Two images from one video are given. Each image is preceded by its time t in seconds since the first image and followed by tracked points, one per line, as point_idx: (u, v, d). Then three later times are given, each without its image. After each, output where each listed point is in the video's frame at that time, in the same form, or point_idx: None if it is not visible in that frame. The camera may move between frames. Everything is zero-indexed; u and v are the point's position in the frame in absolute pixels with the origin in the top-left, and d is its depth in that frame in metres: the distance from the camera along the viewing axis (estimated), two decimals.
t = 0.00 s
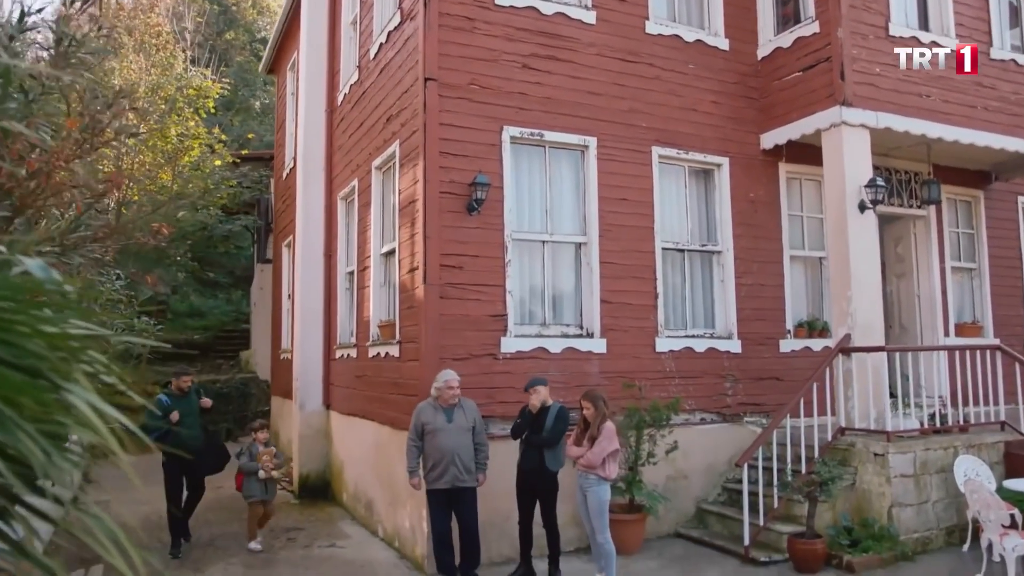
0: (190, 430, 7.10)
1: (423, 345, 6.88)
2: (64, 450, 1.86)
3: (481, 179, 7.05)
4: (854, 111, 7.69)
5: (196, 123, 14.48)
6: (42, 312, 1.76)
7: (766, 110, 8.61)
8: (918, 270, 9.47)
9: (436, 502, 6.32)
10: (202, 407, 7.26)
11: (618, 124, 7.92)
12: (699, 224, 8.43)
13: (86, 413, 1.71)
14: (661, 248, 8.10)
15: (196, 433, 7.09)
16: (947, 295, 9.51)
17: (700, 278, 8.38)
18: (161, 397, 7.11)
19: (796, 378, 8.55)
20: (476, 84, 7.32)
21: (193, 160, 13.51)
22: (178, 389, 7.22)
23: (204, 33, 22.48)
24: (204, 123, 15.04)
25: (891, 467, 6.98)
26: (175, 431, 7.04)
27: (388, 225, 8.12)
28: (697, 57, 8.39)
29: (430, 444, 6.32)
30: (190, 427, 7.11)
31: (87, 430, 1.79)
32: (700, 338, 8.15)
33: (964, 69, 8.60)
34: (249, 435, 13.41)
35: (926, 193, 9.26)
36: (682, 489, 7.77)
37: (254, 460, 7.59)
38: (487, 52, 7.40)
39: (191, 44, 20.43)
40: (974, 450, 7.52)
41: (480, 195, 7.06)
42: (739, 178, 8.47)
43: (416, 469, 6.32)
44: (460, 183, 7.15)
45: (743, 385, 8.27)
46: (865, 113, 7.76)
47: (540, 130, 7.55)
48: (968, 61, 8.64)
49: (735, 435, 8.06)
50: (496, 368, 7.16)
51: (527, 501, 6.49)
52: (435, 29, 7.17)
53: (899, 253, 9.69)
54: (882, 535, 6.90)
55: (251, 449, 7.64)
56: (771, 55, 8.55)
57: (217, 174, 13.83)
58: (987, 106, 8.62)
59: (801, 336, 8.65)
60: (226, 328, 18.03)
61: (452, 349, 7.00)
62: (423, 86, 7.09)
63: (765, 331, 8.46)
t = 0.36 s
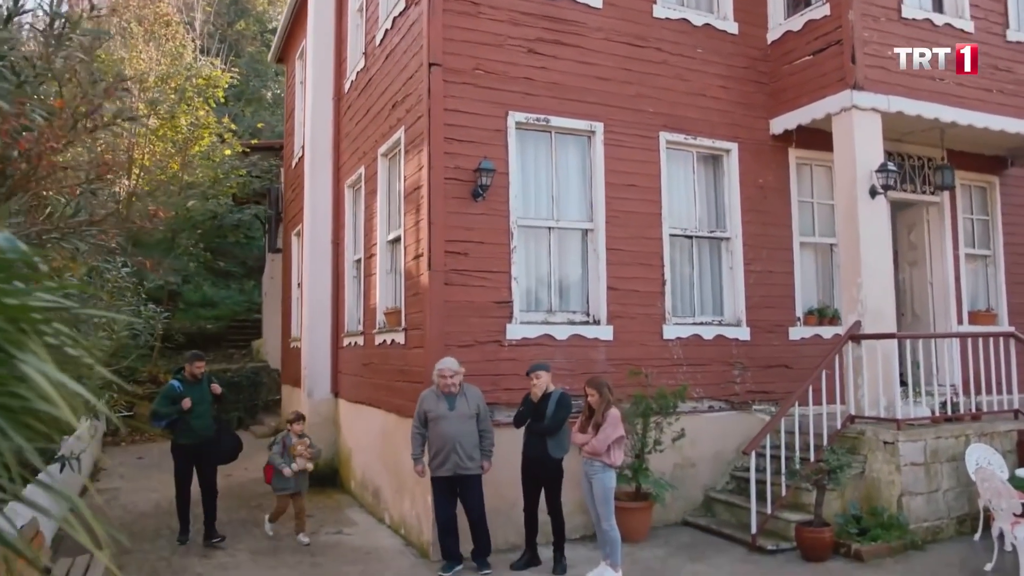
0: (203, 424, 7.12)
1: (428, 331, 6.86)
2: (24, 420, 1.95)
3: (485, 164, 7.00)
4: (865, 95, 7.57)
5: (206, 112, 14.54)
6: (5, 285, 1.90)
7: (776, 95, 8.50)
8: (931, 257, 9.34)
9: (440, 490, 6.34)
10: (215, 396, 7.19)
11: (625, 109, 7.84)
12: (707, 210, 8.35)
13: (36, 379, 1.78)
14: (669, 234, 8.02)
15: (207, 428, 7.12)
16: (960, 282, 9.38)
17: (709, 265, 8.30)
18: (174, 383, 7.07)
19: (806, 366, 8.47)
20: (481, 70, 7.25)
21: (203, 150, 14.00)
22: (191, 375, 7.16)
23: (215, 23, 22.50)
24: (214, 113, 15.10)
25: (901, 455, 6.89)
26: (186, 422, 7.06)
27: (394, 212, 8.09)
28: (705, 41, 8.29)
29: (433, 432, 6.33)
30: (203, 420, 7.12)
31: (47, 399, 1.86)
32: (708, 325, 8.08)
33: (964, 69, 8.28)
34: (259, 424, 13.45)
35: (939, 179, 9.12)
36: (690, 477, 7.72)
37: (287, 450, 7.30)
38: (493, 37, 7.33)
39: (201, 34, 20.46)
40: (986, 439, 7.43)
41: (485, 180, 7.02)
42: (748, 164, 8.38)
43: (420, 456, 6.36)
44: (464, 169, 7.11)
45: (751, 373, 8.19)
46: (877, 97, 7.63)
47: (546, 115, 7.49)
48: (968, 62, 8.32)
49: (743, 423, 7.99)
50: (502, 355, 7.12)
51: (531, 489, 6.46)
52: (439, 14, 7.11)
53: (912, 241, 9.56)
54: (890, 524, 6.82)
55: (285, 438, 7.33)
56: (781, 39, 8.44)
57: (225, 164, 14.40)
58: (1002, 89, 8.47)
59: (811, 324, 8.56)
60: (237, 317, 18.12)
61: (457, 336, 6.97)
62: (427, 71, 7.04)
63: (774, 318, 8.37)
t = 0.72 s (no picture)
0: (219, 413, 6.98)
1: (431, 318, 6.83)
2: None
3: (489, 150, 6.94)
4: (875, 78, 7.45)
5: (215, 101, 14.58)
6: None
7: (785, 79, 8.39)
8: (943, 244, 9.21)
9: (447, 475, 6.36)
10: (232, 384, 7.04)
11: (631, 95, 7.77)
12: (715, 197, 8.27)
13: None
14: (676, 221, 7.95)
15: (223, 417, 6.97)
16: (973, 270, 9.26)
17: (716, 252, 8.23)
18: (191, 370, 6.91)
19: (815, 353, 8.39)
20: (485, 55, 7.20)
21: (212, 139, 14.22)
22: (209, 362, 6.99)
23: (225, 14, 22.51)
24: (222, 102, 15.13)
25: (910, 443, 6.81)
26: (202, 410, 6.91)
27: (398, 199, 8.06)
28: (713, 25, 8.19)
29: (441, 418, 6.35)
30: (220, 409, 6.97)
31: None
32: (716, 313, 8.01)
33: (964, 69, 8.02)
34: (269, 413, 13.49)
35: (951, 164, 8.99)
36: (697, 465, 7.67)
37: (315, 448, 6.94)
38: (497, 22, 7.28)
39: (211, 24, 20.49)
40: (997, 427, 7.34)
41: (489, 166, 6.96)
42: (756, 150, 8.28)
43: (430, 441, 6.41)
44: (468, 155, 7.06)
45: (759, 361, 8.12)
46: (887, 81, 7.52)
47: (551, 100, 7.42)
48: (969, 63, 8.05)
49: (751, 411, 7.93)
50: (506, 342, 7.09)
51: (534, 477, 6.43)
52: None
53: (923, 227, 9.43)
54: (898, 513, 6.74)
55: (309, 435, 6.96)
56: (790, 23, 8.33)
57: (235, 153, 14.81)
58: (1016, 73, 8.33)
59: (820, 311, 8.48)
60: (248, 307, 18.18)
61: (461, 323, 6.94)
62: (430, 57, 6.99)
63: (782, 306, 8.29)
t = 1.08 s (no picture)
0: (231, 404, 6.75)
1: (435, 306, 6.80)
2: None
3: (493, 136, 6.89)
4: (885, 62, 7.34)
5: (223, 91, 14.58)
6: None
7: (794, 64, 8.29)
8: (955, 232, 9.09)
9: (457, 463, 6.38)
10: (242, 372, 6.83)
11: (637, 80, 7.69)
12: (722, 183, 8.19)
13: None
14: (682, 207, 7.88)
15: (235, 408, 6.74)
16: (985, 257, 9.13)
17: (723, 239, 8.15)
18: (199, 360, 6.64)
19: (823, 341, 8.31)
20: (489, 40, 7.14)
21: (220, 129, 14.28)
22: (215, 352, 6.73)
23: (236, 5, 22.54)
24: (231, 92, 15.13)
25: (918, 432, 6.73)
26: (214, 402, 6.65)
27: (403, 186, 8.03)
28: (720, 10, 8.10)
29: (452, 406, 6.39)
30: (231, 400, 6.74)
31: None
32: (722, 300, 7.93)
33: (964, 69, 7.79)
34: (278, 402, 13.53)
35: (964, 150, 8.86)
36: (703, 453, 7.62)
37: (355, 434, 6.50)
38: (501, 7, 7.22)
39: (221, 15, 20.49)
40: (1007, 416, 7.25)
41: (493, 152, 6.91)
42: (764, 136, 8.19)
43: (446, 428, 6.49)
44: (472, 141, 7.02)
45: (766, 349, 8.04)
46: (898, 65, 7.42)
47: (556, 86, 7.36)
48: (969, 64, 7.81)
49: (758, 399, 7.87)
50: (510, 330, 7.05)
51: (537, 465, 6.40)
52: None
53: (935, 215, 9.30)
54: (907, 502, 6.67)
55: (350, 420, 6.51)
56: (799, 7, 8.22)
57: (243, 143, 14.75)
58: None
59: (828, 299, 8.39)
60: (258, 297, 18.22)
61: (465, 310, 6.90)
62: (434, 42, 6.94)
63: (790, 293, 8.21)
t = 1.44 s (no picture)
0: (234, 392, 6.72)
1: (440, 294, 6.77)
2: None
3: (497, 123, 6.85)
4: (896, 47, 7.24)
5: (233, 81, 14.58)
6: None
7: (804, 50, 8.18)
8: (968, 220, 8.96)
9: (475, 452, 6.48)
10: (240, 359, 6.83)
11: (644, 66, 7.62)
12: (730, 170, 8.11)
13: None
14: (690, 194, 7.81)
15: (238, 397, 6.73)
16: (999, 245, 9.00)
17: (731, 227, 8.07)
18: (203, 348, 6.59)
19: (832, 330, 8.22)
20: (493, 26, 7.08)
21: (229, 119, 14.27)
22: (216, 338, 6.73)
23: None
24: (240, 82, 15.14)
25: (928, 421, 6.65)
26: (219, 391, 6.62)
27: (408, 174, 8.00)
28: None
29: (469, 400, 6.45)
30: (235, 388, 6.72)
31: None
32: (730, 289, 7.86)
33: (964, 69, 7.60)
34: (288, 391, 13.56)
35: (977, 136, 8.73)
36: (710, 443, 7.57)
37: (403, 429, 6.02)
38: None
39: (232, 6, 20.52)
40: (1019, 406, 7.15)
41: (497, 139, 6.88)
42: (773, 122, 8.10)
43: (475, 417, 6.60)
44: (477, 128, 6.97)
45: (774, 338, 7.97)
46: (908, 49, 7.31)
47: (561, 72, 7.30)
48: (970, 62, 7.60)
49: (766, 388, 7.81)
50: (515, 318, 7.01)
51: (543, 454, 6.37)
52: None
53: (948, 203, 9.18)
54: (915, 492, 6.60)
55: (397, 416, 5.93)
56: None
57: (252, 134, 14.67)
58: None
59: (838, 288, 8.30)
60: (270, 288, 18.27)
61: (470, 298, 6.87)
62: (438, 28, 6.89)
63: (799, 282, 8.12)
